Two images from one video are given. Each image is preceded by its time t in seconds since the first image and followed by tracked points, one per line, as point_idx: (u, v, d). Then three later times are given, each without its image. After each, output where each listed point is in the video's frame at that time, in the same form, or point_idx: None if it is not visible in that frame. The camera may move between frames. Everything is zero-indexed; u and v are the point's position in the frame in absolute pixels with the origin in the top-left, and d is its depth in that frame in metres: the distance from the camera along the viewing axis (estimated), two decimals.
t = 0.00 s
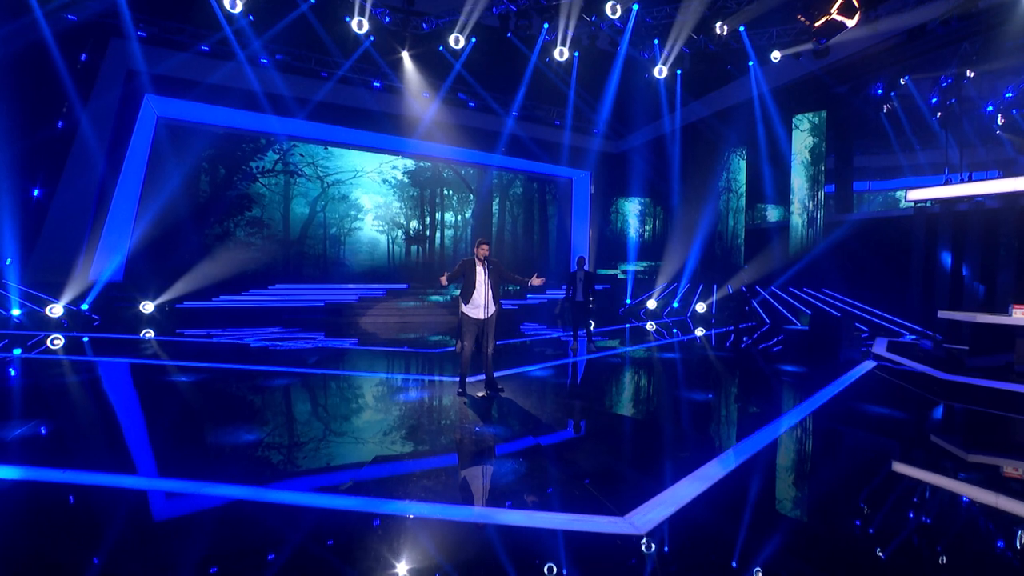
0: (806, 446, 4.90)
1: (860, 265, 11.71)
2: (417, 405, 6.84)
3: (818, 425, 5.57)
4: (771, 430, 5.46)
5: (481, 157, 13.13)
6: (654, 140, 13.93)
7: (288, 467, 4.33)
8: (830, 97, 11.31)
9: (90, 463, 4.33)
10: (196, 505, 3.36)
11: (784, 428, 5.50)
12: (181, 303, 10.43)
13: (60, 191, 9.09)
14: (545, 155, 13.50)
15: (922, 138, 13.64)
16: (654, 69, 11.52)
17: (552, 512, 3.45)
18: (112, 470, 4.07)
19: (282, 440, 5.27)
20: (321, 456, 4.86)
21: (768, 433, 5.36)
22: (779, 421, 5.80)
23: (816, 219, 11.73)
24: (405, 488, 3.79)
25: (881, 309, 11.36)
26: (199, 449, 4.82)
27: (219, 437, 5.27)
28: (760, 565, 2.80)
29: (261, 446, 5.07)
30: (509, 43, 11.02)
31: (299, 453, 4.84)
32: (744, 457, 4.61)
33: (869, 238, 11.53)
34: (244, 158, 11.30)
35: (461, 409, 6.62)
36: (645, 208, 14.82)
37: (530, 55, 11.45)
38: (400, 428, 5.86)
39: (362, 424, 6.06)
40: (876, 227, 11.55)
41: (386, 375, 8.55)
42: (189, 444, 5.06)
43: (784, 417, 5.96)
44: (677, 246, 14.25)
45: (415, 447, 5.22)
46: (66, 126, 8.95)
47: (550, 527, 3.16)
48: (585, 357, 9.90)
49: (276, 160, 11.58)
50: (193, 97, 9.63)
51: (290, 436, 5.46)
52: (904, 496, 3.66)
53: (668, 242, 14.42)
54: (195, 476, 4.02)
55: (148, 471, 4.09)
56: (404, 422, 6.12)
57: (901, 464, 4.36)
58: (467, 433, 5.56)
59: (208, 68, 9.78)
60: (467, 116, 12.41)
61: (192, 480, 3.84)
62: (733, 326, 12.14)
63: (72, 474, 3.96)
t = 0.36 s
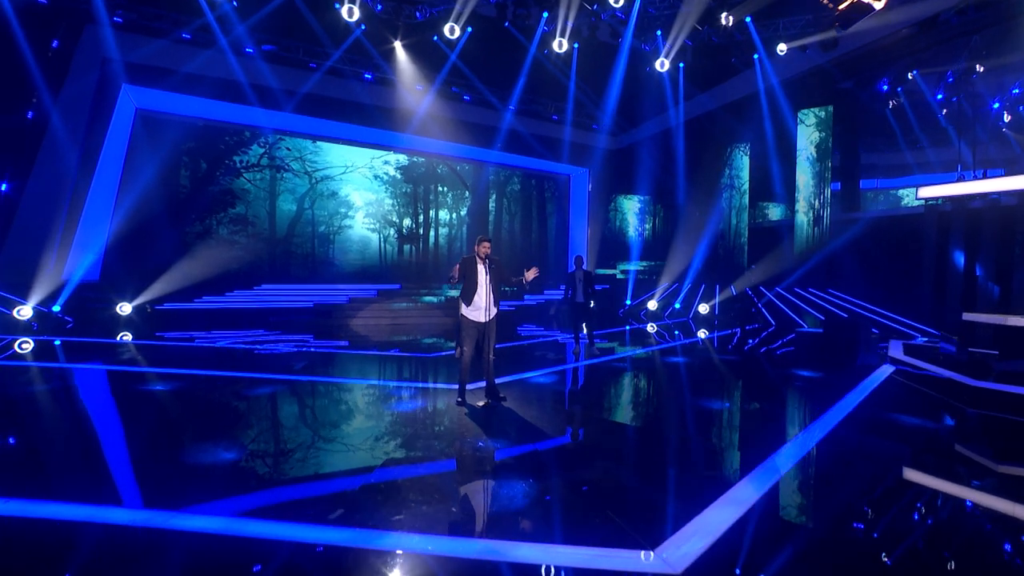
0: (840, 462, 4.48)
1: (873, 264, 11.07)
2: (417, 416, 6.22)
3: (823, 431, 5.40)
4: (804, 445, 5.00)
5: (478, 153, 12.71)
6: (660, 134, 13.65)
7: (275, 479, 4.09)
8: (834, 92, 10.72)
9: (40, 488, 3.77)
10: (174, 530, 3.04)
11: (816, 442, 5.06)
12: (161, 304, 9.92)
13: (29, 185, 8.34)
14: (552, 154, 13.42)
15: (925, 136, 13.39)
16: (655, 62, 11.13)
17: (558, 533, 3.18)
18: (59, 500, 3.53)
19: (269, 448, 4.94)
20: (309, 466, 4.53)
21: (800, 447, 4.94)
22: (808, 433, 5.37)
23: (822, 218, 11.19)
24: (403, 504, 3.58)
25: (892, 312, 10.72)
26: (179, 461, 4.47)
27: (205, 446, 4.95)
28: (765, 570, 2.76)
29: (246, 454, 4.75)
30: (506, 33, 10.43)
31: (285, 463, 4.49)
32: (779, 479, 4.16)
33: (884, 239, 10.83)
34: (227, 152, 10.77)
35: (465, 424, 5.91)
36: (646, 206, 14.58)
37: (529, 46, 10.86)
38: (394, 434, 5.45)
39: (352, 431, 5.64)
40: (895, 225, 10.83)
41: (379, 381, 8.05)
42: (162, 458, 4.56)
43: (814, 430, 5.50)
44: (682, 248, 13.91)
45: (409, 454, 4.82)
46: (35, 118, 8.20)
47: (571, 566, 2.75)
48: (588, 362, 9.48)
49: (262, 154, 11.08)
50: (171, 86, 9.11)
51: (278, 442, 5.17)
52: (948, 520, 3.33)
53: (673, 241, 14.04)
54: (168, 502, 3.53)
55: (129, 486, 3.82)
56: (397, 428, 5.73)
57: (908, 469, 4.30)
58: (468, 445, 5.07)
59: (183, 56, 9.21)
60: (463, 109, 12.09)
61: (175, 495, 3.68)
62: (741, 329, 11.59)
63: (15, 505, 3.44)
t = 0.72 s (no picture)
0: (884, 483, 4.06)
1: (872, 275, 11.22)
2: (411, 428, 5.71)
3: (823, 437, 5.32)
4: (834, 462, 4.60)
5: (471, 148, 12.18)
6: (665, 127, 13.01)
7: (253, 492, 3.87)
8: (840, 87, 10.71)
9: None
10: None
11: (848, 459, 4.64)
12: (135, 305, 9.39)
13: None
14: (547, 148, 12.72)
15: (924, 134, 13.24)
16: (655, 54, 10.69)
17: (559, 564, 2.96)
18: None
19: (250, 458, 4.69)
20: (288, 475, 4.28)
21: (830, 464, 4.57)
22: (837, 448, 4.98)
23: (826, 216, 10.62)
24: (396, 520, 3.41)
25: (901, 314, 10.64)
26: (144, 482, 4.03)
27: (184, 457, 4.66)
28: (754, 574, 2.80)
29: (224, 463, 4.52)
30: (502, 22, 10.01)
31: (267, 476, 4.24)
32: (824, 507, 3.71)
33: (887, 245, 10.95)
34: (204, 144, 10.02)
35: (464, 437, 5.43)
36: (642, 202, 13.93)
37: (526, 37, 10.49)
38: (383, 441, 5.21)
39: (339, 438, 5.35)
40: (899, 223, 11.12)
41: (366, 390, 7.49)
42: (125, 483, 4.01)
43: (839, 442, 5.13)
44: (683, 250, 13.39)
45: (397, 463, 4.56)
46: None
47: None
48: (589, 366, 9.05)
49: (242, 146, 10.34)
50: (137, 73, 8.39)
51: (257, 451, 4.91)
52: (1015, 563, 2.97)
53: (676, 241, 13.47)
54: (131, 542, 3.09)
55: (100, 506, 3.55)
56: (385, 436, 5.39)
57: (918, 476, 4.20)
58: (470, 464, 4.57)
59: (151, 41, 8.49)
60: (456, 102, 11.37)
61: (150, 514, 3.48)
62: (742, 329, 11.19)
63: None
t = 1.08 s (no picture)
0: (922, 508, 3.74)
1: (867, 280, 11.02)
2: (396, 443, 5.24)
3: (814, 439, 5.41)
4: (860, 483, 4.29)
5: (456, 142, 11.48)
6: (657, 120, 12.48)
7: (220, 506, 3.69)
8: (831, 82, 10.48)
9: None
10: None
11: (877, 481, 4.31)
12: (89, 306, 8.63)
13: None
14: (537, 144, 12.18)
15: (913, 132, 13.16)
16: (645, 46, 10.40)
17: None
18: None
19: (217, 466, 4.46)
20: (258, 485, 4.08)
21: (854, 485, 4.27)
22: (861, 465, 4.67)
23: (819, 214, 10.43)
24: (384, 531, 3.31)
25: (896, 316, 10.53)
26: (88, 515, 3.48)
27: (144, 467, 4.41)
28: None
29: (186, 476, 4.24)
30: (488, 7, 9.55)
31: (235, 488, 4.01)
32: (861, 538, 3.35)
33: (883, 244, 10.76)
34: (164, 133, 9.23)
35: (456, 450, 4.98)
36: (626, 200, 13.62)
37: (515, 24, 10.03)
38: (359, 450, 4.96)
39: (312, 447, 5.10)
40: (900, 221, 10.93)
41: (342, 398, 7.00)
42: (66, 515, 3.50)
43: (859, 459, 4.81)
44: (678, 249, 13.08)
45: (380, 472, 4.37)
46: None
47: None
48: (581, 372, 8.67)
49: (208, 136, 9.59)
50: (84, 53, 7.63)
51: (225, 459, 4.69)
52: (1007, 563, 3.08)
53: (671, 243, 13.19)
54: None
55: (47, 522, 3.36)
56: (363, 446, 5.14)
57: (910, 479, 4.31)
58: (464, 487, 4.12)
59: (101, 18, 7.77)
60: (438, 94, 10.78)
61: (103, 533, 3.24)
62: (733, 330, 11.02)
63: None
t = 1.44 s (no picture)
0: (940, 527, 3.54)
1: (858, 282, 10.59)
2: (375, 460, 4.76)
3: (799, 439, 5.46)
4: (883, 498, 4.06)
5: (432, 135, 10.88)
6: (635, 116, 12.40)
7: (172, 524, 3.45)
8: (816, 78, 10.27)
9: None
10: None
11: (898, 497, 4.04)
12: (26, 309, 7.71)
13: None
14: (519, 137, 11.79)
15: (893, 130, 13.10)
16: (627, 37, 9.92)
17: None
18: None
19: (170, 480, 4.17)
20: (216, 501, 3.83)
21: (874, 501, 4.00)
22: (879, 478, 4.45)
23: (804, 212, 10.37)
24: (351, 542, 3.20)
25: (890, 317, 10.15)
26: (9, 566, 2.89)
27: (87, 481, 4.07)
28: None
29: (135, 491, 3.93)
30: None
31: (191, 505, 3.74)
32: (901, 567, 3.05)
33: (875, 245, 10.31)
34: (109, 118, 8.23)
35: (444, 468, 4.51)
36: (607, 197, 13.21)
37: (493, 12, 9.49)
38: (326, 460, 4.69)
39: (275, 456, 4.81)
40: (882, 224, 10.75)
41: (315, 407, 6.50)
42: None
43: (874, 470, 4.60)
44: (666, 245, 13.04)
45: (350, 484, 4.15)
46: None
47: None
48: (567, 376, 8.27)
49: (160, 122, 8.66)
50: (11, 27, 6.73)
51: (180, 472, 4.39)
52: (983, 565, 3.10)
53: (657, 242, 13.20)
54: None
55: None
56: (331, 455, 4.87)
57: (899, 483, 4.33)
58: (455, 512, 3.68)
59: None
60: (410, 83, 10.22)
61: (38, 560, 2.97)
62: (718, 333, 10.88)
63: None
